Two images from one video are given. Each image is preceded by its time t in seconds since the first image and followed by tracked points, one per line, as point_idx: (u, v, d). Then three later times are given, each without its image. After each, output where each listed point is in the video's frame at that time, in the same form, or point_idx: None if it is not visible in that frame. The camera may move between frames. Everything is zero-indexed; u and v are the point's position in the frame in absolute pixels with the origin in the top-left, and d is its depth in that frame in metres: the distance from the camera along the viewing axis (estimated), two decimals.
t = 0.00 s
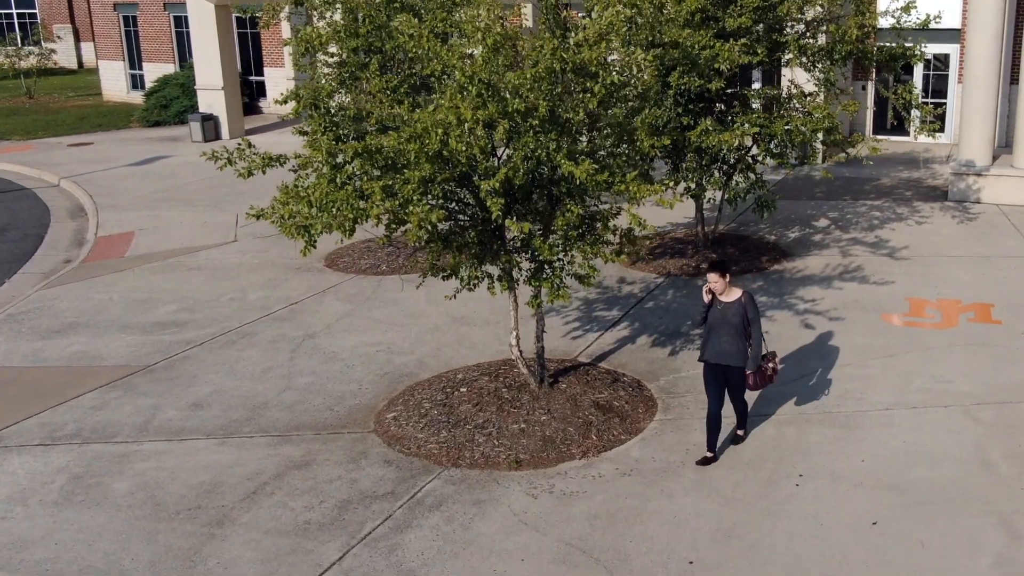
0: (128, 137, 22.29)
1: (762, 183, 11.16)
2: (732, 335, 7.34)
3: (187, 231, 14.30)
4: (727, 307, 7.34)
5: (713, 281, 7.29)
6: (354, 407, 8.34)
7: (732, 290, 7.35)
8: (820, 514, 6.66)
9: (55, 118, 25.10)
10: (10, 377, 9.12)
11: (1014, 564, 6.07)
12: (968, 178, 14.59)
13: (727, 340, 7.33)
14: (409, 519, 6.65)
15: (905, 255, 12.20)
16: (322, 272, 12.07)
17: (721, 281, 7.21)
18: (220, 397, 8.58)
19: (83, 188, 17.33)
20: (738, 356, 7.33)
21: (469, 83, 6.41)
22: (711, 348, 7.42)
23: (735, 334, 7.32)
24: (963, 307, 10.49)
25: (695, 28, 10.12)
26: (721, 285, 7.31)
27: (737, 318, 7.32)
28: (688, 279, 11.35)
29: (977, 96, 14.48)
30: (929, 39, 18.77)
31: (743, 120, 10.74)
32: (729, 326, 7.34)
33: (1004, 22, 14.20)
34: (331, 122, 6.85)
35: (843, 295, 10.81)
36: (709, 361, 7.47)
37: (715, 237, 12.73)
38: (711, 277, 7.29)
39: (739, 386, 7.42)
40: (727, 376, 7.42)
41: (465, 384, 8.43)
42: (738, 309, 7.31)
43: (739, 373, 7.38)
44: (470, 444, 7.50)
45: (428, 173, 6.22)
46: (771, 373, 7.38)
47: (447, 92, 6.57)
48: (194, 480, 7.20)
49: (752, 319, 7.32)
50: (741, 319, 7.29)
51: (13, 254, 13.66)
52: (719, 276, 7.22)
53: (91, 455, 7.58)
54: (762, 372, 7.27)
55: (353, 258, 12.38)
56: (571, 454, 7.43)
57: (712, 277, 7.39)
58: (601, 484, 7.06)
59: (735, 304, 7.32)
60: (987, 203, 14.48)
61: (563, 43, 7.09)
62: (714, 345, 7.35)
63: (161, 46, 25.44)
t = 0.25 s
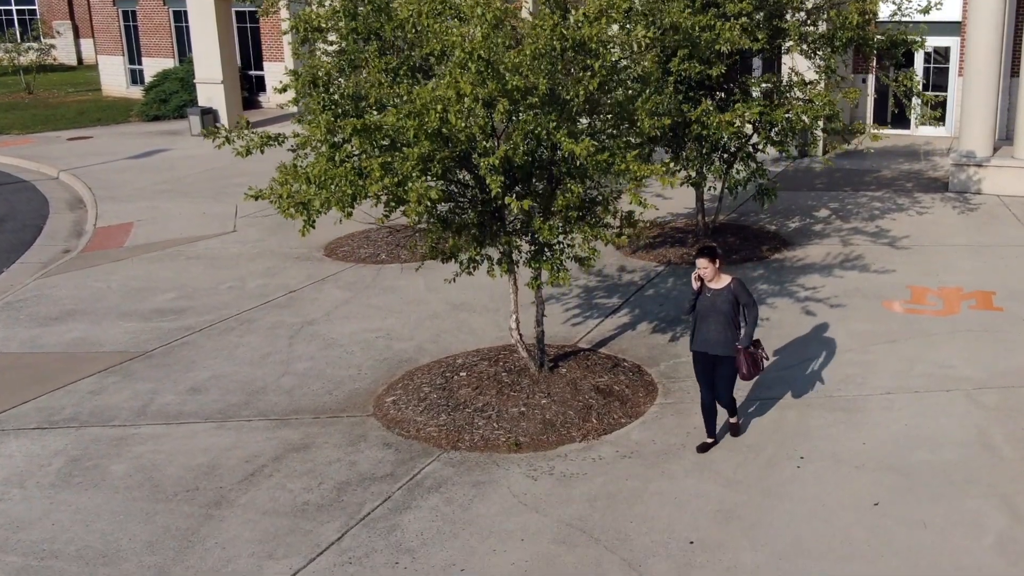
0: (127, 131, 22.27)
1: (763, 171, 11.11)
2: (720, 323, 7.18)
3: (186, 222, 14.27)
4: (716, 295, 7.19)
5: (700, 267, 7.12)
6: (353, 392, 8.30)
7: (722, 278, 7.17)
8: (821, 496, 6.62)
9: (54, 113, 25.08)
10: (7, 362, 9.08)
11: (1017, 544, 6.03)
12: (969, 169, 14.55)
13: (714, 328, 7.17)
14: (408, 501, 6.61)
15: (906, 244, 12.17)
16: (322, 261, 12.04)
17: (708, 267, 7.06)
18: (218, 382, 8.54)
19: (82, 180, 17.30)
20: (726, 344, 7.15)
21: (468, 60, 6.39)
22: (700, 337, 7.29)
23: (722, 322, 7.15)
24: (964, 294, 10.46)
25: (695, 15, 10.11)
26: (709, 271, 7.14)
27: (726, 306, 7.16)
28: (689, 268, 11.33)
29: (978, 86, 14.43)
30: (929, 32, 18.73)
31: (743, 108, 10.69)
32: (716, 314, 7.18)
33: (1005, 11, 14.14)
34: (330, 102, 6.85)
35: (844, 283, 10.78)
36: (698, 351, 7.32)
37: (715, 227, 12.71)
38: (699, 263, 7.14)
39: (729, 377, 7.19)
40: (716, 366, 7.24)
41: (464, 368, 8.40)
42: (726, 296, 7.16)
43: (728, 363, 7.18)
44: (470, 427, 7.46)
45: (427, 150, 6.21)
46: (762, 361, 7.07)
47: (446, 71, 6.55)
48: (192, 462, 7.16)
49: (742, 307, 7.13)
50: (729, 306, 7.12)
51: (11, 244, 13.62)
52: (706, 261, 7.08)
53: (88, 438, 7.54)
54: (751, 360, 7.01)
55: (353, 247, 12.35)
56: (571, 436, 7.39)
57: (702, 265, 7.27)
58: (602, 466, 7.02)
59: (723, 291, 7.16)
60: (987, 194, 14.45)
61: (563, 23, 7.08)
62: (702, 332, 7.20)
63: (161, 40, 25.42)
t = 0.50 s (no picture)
0: (126, 124, 22.23)
1: (763, 158, 11.06)
2: (713, 312, 6.88)
3: (186, 211, 14.24)
4: (708, 282, 6.86)
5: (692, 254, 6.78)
6: (352, 374, 8.27)
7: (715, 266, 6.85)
8: (823, 474, 6.58)
9: (53, 107, 25.04)
10: (5, 346, 9.04)
11: (1020, 520, 5.99)
12: (970, 158, 14.52)
13: (707, 317, 6.86)
14: (407, 479, 6.57)
15: (907, 232, 12.13)
16: (321, 249, 12.00)
17: (701, 253, 6.73)
18: (217, 365, 8.50)
19: (81, 171, 17.26)
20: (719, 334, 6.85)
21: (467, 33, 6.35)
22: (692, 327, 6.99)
23: (716, 310, 6.84)
24: (966, 280, 10.42)
25: None
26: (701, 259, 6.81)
27: (719, 294, 6.84)
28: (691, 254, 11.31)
29: (979, 76, 14.37)
30: (930, 24, 18.69)
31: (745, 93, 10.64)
32: (710, 303, 6.86)
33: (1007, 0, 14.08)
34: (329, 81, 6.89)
35: (846, 270, 10.73)
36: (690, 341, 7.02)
37: (716, 215, 12.67)
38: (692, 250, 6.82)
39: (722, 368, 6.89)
40: (708, 357, 6.95)
41: (464, 351, 8.36)
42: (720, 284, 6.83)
43: (721, 354, 6.88)
44: (470, 408, 7.42)
45: (425, 123, 6.19)
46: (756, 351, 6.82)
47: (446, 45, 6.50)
48: (190, 442, 7.12)
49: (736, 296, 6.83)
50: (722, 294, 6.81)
51: (9, 233, 13.58)
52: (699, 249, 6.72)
53: (86, 419, 7.50)
54: (745, 349, 6.74)
55: (353, 235, 12.31)
56: (571, 417, 7.35)
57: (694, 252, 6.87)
58: (602, 445, 6.98)
59: (717, 278, 6.84)
60: (988, 183, 14.42)
61: None
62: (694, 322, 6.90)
63: (160, 34, 25.37)
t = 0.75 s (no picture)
0: (125, 118, 22.21)
1: (764, 146, 11.02)
2: (710, 301, 6.73)
3: (184, 202, 14.21)
4: (705, 270, 6.71)
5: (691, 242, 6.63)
6: (352, 358, 8.23)
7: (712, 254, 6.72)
8: (824, 455, 6.55)
9: (52, 102, 25.03)
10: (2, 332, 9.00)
11: None
12: (971, 149, 14.48)
13: (705, 306, 6.70)
14: (406, 460, 6.53)
15: (908, 221, 12.09)
16: (320, 238, 11.97)
17: (700, 242, 6.56)
18: (215, 350, 8.47)
19: (80, 163, 17.24)
20: (717, 325, 6.70)
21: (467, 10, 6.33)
22: (687, 317, 6.80)
23: (714, 300, 6.69)
24: (967, 267, 10.38)
25: None
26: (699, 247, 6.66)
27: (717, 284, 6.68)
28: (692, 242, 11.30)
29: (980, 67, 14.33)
30: (930, 17, 18.65)
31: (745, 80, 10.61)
32: (707, 292, 6.70)
33: None
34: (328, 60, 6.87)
35: (847, 258, 10.70)
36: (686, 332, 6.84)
37: (716, 205, 12.64)
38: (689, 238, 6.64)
39: (719, 359, 6.74)
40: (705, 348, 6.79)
41: (464, 335, 8.32)
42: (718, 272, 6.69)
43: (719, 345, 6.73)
44: (469, 391, 7.38)
45: (425, 100, 6.16)
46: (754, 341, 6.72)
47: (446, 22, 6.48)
48: (188, 425, 7.08)
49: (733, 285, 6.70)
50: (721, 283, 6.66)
51: (8, 223, 13.55)
52: (698, 237, 6.55)
53: (84, 402, 7.47)
54: (745, 338, 6.66)
55: (352, 224, 12.28)
56: (571, 399, 7.32)
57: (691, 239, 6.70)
58: (602, 427, 6.94)
59: (714, 267, 6.70)
60: (989, 174, 14.39)
61: None
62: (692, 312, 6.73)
63: (159, 29, 25.36)
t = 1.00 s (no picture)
0: (125, 112, 22.18)
1: (765, 133, 10.98)
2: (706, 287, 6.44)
3: (183, 191, 14.17)
4: (700, 254, 6.42)
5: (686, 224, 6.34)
6: (351, 340, 8.19)
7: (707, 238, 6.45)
8: (827, 433, 6.50)
9: (51, 96, 25.00)
10: None
11: None
12: (972, 139, 14.44)
13: (700, 292, 6.40)
14: (405, 438, 6.49)
15: (909, 209, 12.06)
16: (319, 225, 11.93)
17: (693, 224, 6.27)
18: (213, 332, 8.42)
19: (79, 155, 17.20)
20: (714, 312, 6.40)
21: None
22: (682, 304, 6.51)
23: (709, 285, 6.40)
24: (969, 253, 10.34)
25: None
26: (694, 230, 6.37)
27: (713, 268, 6.41)
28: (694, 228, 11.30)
29: (981, 56, 14.28)
30: (931, 8, 18.61)
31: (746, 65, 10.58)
32: (702, 277, 6.41)
33: None
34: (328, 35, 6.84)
35: (848, 244, 10.65)
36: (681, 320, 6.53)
37: (717, 193, 12.60)
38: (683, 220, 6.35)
39: (716, 347, 6.48)
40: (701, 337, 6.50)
41: (464, 317, 8.28)
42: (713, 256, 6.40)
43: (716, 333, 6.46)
44: (468, 371, 7.35)
45: (423, 73, 6.13)
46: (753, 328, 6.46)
47: None
48: (186, 404, 7.04)
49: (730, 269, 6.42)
50: (716, 267, 6.38)
51: (6, 212, 13.51)
52: (693, 219, 6.27)
53: (81, 382, 7.42)
54: (742, 325, 6.36)
55: (351, 212, 12.24)
56: (571, 379, 7.28)
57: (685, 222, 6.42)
58: (603, 407, 6.90)
59: (709, 250, 6.41)
60: (990, 164, 14.35)
61: None
62: (688, 299, 6.44)
63: (159, 23, 25.35)
